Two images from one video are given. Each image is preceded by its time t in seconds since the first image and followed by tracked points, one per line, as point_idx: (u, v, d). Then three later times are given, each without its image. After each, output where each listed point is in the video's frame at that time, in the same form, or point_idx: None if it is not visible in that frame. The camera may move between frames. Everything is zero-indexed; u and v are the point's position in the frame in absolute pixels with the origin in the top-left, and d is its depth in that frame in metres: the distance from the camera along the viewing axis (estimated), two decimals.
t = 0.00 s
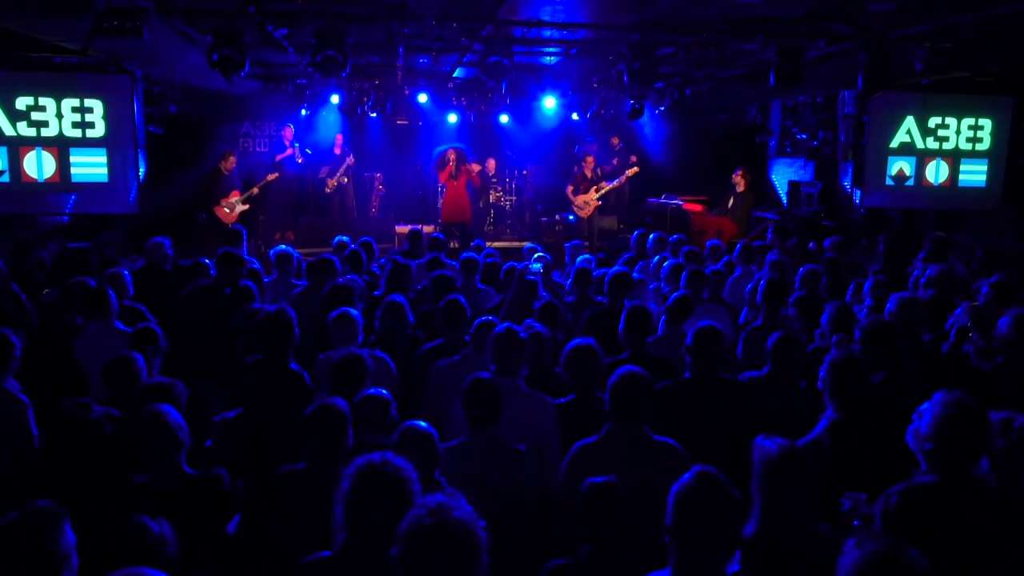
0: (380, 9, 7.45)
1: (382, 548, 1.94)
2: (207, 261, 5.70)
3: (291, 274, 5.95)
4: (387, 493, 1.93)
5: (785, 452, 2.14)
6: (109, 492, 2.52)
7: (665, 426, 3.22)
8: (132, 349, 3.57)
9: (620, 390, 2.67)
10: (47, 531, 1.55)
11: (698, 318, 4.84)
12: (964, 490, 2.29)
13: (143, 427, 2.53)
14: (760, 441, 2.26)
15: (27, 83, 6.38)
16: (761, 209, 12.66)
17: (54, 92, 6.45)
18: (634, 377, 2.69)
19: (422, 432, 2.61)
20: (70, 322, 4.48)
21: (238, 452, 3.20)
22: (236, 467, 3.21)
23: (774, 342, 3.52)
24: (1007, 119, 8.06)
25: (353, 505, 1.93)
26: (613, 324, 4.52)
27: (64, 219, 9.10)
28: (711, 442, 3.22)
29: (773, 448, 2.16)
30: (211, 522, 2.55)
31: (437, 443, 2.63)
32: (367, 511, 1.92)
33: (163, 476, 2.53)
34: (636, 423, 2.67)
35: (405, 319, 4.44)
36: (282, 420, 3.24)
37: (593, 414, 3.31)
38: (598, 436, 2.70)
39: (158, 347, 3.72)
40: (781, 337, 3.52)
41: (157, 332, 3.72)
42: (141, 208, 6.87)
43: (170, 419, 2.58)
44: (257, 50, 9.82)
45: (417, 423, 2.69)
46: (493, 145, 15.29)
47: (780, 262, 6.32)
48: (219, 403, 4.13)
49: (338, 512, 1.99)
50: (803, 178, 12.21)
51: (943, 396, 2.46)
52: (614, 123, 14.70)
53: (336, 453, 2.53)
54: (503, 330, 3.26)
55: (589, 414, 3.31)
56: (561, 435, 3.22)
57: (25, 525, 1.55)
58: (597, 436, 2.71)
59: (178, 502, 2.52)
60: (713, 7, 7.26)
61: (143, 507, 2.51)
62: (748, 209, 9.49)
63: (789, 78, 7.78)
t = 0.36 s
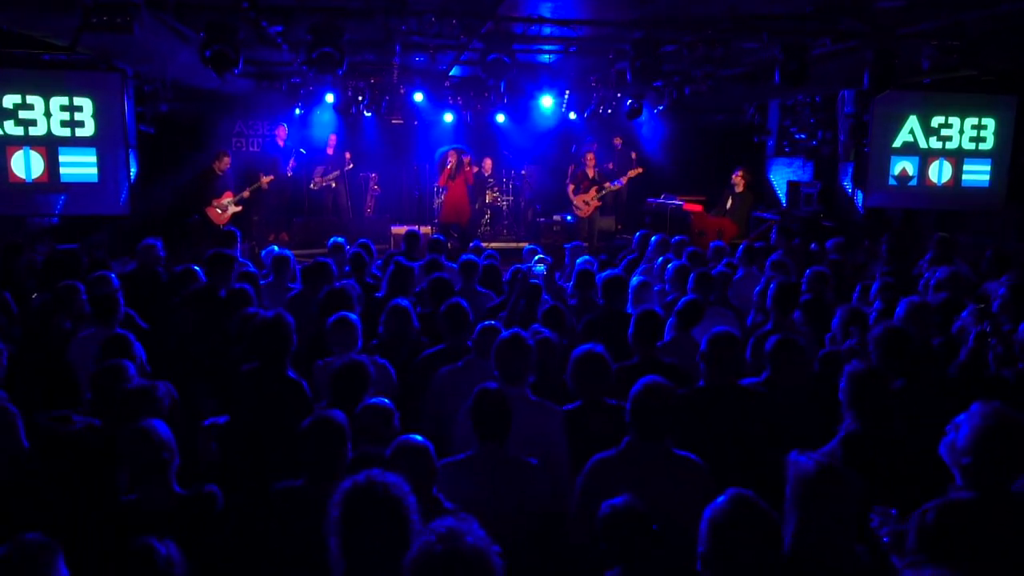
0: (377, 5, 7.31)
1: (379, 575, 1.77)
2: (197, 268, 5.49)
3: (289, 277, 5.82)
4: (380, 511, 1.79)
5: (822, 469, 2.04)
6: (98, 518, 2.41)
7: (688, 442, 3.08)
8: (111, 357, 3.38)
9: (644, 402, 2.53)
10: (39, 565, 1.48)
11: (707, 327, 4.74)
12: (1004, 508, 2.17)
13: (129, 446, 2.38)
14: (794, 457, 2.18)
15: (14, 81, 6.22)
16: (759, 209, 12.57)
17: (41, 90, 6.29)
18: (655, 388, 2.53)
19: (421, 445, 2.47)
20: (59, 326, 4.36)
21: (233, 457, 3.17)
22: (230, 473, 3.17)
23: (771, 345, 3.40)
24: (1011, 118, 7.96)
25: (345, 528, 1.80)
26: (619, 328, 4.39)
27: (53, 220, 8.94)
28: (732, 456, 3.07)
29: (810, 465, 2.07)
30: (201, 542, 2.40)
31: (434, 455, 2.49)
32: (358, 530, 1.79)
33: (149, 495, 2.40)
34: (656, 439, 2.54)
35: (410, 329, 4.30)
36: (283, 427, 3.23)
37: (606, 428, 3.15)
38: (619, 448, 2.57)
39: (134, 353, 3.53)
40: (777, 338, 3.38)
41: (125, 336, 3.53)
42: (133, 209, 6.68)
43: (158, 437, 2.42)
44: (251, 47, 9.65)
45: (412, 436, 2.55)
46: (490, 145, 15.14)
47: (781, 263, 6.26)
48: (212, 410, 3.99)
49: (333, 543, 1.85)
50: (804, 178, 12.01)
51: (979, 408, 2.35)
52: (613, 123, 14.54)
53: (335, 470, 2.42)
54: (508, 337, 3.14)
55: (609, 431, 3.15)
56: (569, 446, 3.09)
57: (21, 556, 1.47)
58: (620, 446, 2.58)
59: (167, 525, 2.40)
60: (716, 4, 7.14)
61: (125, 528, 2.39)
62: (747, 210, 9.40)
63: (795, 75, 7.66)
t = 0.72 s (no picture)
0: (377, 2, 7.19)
1: None
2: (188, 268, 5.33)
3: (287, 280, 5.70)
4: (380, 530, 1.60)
5: (854, 489, 1.91)
6: (85, 539, 2.26)
7: (712, 456, 2.97)
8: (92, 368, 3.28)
9: (663, 412, 2.42)
10: None
11: (718, 331, 4.65)
12: None
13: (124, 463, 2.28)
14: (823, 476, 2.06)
15: (5, 79, 6.07)
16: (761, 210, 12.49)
17: (34, 89, 6.15)
18: (671, 399, 2.42)
19: (419, 461, 2.35)
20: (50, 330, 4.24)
21: (232, 460, 3.13)
22: (229, 476, 3.13)
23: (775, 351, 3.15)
24: (1019, 118, 7.88)
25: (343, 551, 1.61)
26: (628, 332, 4.29)
27: (46, 221, 8.80)
28: (752, 467, 2.95)
29: (840, 485, 1.94)
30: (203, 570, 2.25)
31: (435, 472, 2.35)
32: (357, 551, 1.59)
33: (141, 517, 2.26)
34: (677, 451, 2.42)
35: (425, 331, 4.17)
36: (283, 432, 3.16)
37: (618, 437, 3.02)
38: (638, 463, 2.46)
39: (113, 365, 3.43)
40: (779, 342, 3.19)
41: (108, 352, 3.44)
42: (126, 210, 6.61)
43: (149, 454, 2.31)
44: (249, 45, 9.54)
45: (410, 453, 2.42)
46: (490, 145, 15.03)
47: (788, 264, 6.16)
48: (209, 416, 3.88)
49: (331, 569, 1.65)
50: (804, 178, 12.03)
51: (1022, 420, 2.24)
52: (613, 123, 14.43)
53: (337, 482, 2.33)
54: (516, 345, 3.02)
55: (627, 443, 3.03)
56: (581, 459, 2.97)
57: None
58: (640, 461, 2.47)
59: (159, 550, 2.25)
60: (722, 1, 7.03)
61: (115, 556, 2.23)
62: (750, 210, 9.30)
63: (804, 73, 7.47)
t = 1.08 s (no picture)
0: None
1: None
2: (186, 270, 5.16)
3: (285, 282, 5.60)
4: (392, 559, 1.48)
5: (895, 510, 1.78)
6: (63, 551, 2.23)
7: (736, 470, 2.84)
8: (90, 375, 3.18)
9: (679, 427, 2.30)
10: None
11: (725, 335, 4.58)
12: None
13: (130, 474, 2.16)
14: (858, 493, 1.93)
15: None
16: (762, 211, 12.39)
17: (27, 88, 6.04)
18: (685, 409, 2.32)
19: (426, 480, 2.25)
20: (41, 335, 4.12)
21: (231, 466, 3.01)
22: (228, 482, 3.01)
23: (796, 362, 2.98)
24: None
25: None
26: (636, 338, 4.17)
27: (39, 223, 8.66)
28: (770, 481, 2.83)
29: (880, 505, 1.82)
30: None
31: (440, 491, 2.26)
32: None
33: (142, 530, 2.15)
34: (700, 466, 2.30)
35: (428, 336, 4.02)
36: (284, 441, 3.05)
37: (632, 448, 2.92)
38: (658, 479, 2.33)
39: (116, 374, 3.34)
40: (797, 351, 3.02)
41: (110, 357, 3.34)
42: (121, 212, 6.36)
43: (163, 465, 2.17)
44: (246, 43, 9.42)
45: (415, 470, 2.32)
46: (490, 145, 14.91)
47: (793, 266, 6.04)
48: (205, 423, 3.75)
49: None
50: (807, 178, 12.17)
51: None
52: (614, 123, 14.33)
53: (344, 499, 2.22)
54: (527, 353, 2.91)
55: (642, 456, 2.93)
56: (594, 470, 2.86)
57: None
58: (659, 477, 2.34)
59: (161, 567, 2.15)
60: None
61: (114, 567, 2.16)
62: (752, 210, 9.19)
63: (813, 72, 7.38)
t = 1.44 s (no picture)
0: None
1: None
2: (184, 273, 5.01)
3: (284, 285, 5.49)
4: None
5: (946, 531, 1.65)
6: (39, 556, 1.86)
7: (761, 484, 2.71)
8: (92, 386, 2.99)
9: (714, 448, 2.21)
10: None
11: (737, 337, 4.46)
12: None
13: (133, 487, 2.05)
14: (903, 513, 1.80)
15: None
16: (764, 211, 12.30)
17: (18, 86, 5.89)
18: (720, 427, 2.24)
19: (430, 499, 2.13)
20: (31, 344, 3.97)
21: (231, 465, 2.92)
22: (227, 482, 2.92)
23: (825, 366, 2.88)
24: None
25: None
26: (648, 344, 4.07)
27: (33, 224, 8.50)
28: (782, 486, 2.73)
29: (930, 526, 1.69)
30: None
31: (446, 510, 2.14)
32: None
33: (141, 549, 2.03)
34: (729, 482, 2.22)
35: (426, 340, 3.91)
36: (285, 448, 2.93)
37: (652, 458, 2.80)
38: (685, 494, 2.25)
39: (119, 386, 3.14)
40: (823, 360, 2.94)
41: (116, 364, 3.16)
42: (116, 213, 6.31)
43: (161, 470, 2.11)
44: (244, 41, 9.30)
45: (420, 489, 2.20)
46: (490, 146, 14.79)
47: (801, 268, 5.93)
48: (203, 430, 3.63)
49: None
50: (809, 178, 12.07)
51: None
52: (615, 123, 14.21)
53: (352, 511, 2.11)
54: (539, 361, 2.79)
55: (659, 467, 2.81)
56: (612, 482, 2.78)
57: None
58: (686, 491, 2.26)
59: None
60: None
61: None
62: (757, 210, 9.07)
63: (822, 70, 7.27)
